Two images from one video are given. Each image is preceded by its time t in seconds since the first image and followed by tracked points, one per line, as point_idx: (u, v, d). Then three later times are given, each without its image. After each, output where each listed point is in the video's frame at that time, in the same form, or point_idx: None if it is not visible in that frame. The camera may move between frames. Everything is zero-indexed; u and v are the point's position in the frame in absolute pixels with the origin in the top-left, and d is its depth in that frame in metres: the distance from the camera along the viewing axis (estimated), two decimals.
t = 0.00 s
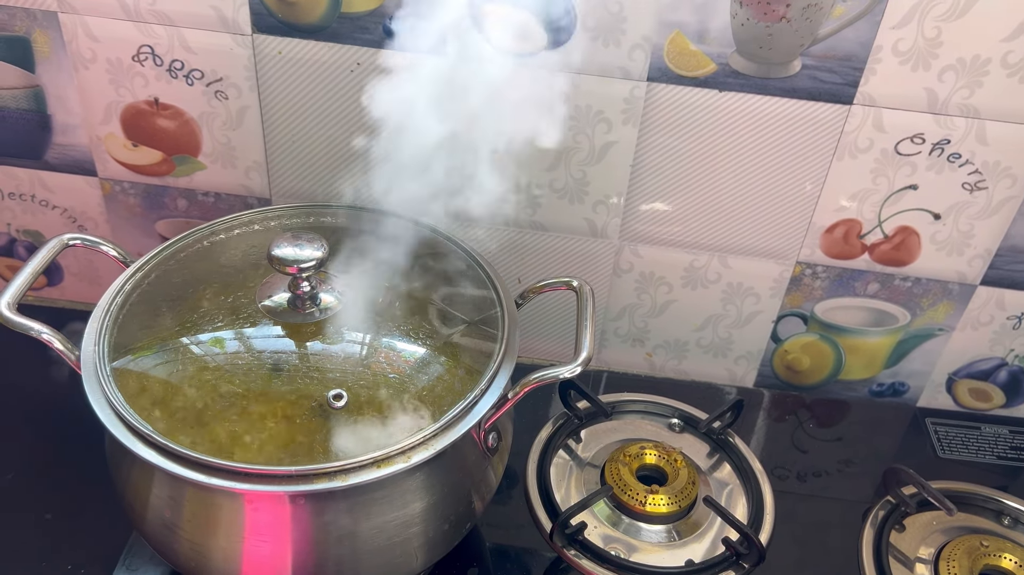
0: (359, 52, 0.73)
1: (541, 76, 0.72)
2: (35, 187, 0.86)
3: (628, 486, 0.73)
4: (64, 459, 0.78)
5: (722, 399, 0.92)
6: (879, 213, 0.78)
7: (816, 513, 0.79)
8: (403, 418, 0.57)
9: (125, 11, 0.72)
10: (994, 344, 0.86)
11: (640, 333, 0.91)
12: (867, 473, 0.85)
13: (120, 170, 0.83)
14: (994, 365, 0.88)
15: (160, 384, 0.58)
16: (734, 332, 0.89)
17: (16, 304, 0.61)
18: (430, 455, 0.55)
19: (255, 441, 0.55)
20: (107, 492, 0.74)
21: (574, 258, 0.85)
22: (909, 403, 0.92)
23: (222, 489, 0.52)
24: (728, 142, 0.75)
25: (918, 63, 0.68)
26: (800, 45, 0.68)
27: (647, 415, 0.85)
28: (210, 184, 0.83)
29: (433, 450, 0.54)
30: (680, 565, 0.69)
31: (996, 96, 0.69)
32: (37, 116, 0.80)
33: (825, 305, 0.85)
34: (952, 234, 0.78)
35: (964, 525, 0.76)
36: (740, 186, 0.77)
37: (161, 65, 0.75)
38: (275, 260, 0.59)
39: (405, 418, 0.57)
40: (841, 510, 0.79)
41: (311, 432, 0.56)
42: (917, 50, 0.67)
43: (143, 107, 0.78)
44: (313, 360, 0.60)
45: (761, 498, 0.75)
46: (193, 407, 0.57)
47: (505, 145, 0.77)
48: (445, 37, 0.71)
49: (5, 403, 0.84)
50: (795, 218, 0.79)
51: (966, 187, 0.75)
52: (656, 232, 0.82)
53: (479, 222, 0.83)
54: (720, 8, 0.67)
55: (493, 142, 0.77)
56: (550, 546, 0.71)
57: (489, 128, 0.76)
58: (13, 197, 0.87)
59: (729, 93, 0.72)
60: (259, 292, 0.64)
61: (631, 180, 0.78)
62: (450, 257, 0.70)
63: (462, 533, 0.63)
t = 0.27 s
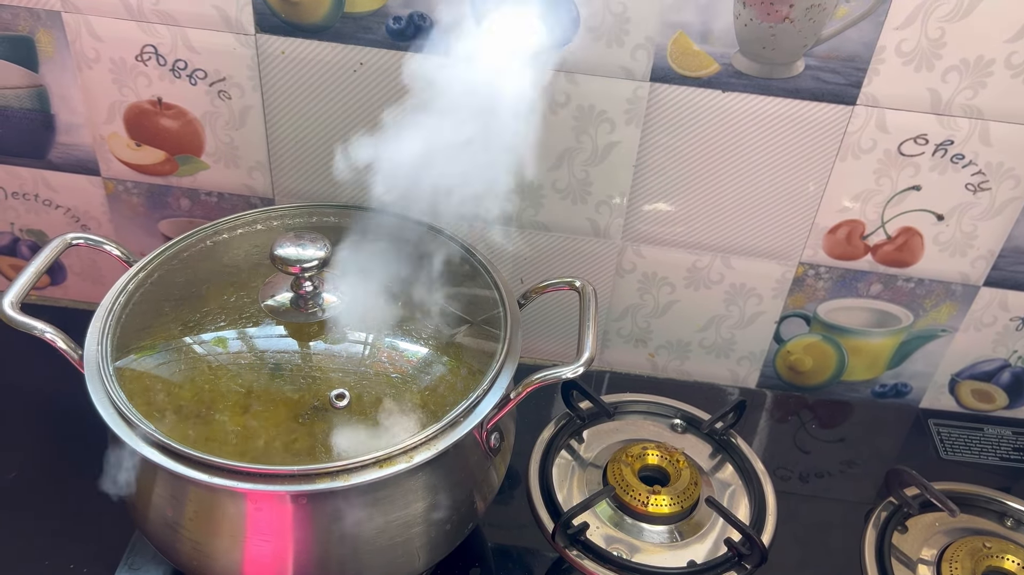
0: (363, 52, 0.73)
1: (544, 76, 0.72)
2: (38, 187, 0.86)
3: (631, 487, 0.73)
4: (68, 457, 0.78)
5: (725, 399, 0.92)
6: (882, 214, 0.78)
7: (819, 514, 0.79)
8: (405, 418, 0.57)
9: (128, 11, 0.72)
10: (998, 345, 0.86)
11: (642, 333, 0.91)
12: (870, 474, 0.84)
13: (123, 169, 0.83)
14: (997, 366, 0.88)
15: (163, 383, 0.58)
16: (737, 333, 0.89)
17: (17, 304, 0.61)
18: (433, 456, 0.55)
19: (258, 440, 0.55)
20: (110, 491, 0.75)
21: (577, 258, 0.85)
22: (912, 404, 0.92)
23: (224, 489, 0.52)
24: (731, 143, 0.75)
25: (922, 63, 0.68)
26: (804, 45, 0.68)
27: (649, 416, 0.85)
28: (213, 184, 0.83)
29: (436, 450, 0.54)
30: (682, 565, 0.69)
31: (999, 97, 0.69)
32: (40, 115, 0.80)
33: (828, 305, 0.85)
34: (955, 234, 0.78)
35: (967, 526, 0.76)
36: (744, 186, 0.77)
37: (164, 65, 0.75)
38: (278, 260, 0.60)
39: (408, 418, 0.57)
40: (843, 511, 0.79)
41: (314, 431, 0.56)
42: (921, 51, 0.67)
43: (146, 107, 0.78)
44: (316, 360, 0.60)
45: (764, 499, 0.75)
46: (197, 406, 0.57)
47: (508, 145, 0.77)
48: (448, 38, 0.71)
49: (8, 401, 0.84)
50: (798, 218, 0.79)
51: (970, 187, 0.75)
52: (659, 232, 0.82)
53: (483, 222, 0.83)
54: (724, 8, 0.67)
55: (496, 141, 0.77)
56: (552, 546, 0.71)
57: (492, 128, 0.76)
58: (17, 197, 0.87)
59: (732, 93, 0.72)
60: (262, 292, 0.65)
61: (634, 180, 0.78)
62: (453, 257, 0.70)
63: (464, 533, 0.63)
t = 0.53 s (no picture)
0: (365, 52, 0.73)
1: (546, 76, 0.72)
2: (40, 187, 0.86)
3: (633, 487, 0.73)
4: (70, 457, 0.78)
5: (727, 400, 0.92)
6: (884, 214, 0.78)
7: (821, 514, 0.79)
8: (408, 418, 0.57)
9: (131, 11, 0.72)
10: (1000, 346, 0.86)
11: (644, 333, 0.91)
12: (872, 475, 0.84)
13: (125, 169, 0.83)
14: (999, 367, 0.88)
15: (165, 383, 0.58)
16: (739, 334, 0.89)
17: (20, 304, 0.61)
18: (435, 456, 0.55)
19: (260, 441, 0.55)
20: (112, 491, 0.75)
21: (578, 258, 0.85)
22: (914, 405, 0.92)
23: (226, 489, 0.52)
24: (733, 143, 0.75)
25: (924, 64, 0.68)
26: (806, 46, 0.68)
27: (651, 416, 0.85)
28: (215, 184, 0.83)
29: (438, 451, 0.54)
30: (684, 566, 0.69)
31: (1002, 97, 0.69)
32: (43, 115, 0.80)
33: (831, 306, 0.85)
34: (958, 235, 0.78)
35: (969, 527, 0.76)
36: (746, 187, 0.77)
37: (167, 65, 0.75)
38: (280, 260, 0.60)
39: (410, 419, 0.57)
40: (845, 512, 0.79)
41: (316, 431, 0.56)
42: (923, 51, 0.67)
43: (148, 107, 0.78)
44: (318, 360, 0.60)
45: (766, 500, 0.75)
46: (200, 407, 0.57)
47: (510, 145, 0.77)
48: (450, 38, 0.71)
49: (10, 401, 0.84)
50: (800, 219, 0.79)
51: (972, 188, 0.75)
52: (661, 233, 0.82)
53: (484, 222, 0.83)
54: (726, 9, 0.67)
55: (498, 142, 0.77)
56: (554, 546, 0.71)
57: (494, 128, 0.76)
58: (19, 197, 0.87)
59: (734, 94, 0.72)
60: (264, 292, 0.65)
61: (636, 180, 0.78)
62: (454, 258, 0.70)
63: (466, 533, 0.63)
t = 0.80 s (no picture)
0: (365, 54, 0.73)
1: (546, 77, 0.72)
2: (41, 187, 0.86)
3: (633, 488, 0.73)
4: (70, 458, 0.78)
5: (727, 401, 0.92)
6: (885, 215, 0.78)
7: (822, 515, 0.79)
8: (408, 419, 0.57)
9: (131, 11, 0.72)
10: (1001, 347, 0.86)
11: (645, 334, 0.91)
12: (873, 476, 0.84)
13: (126, 170, 0.83)
14: (1000, 368, 0.88)
15: (165, 383, 0.58)
16: (740, 334, 0.89)
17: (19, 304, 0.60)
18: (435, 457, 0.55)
19: (260, 442, 0.55)
20: (112, 492, 0.75)
21: (579, 259, 0.85)
22: (915, 406, 0.92)
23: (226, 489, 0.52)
24: (733, 144, 0.75)
25: (925, 65, 0.68)
26: (807, 47, 0.68)
27: (652, 417, 0.85)
28: (216, 184, 0.83)
29: (438, 451, 0.54)
30: (685, 567, 0.69)
31: (1003, 98, 0.69)
32: (44, 115, 0.80)
33: (831, 307, 0.85)
34: (959, 236, 0.78)
35: (970, 528, 0.75)
36: (747, 187, 0.77)
37: (168, 65, 0.75)
38: (281, 261, 0.60)
39: (410, 420, 0.57)
40: (846, 513, 0.79)
41: (316, 432, 0.56)
42: (924, 52, 0.67)
43: (149, 107, 0.78)
44: (318, 360, 0.60)
45: (766, 500, 0.75)
46: (200, 407, 0.57)
47: (510, 146, 0.77)
48: (450, 39, 0.71)
49: (11, 401, 0.84)
50: (800, 220, 0.79)
51: (973, 189, 0.75)
52: (661, 233, 0.82)
53: (485, 223, 0.83)
54: (727, 10, 0.67)
55: (499, 143, 0.77)
56: (554, 547, 0.71)
57: (495, 128, 0.76)
58: (20, 197, 0.87)
59: (735, 94, 0.72)
60: (264, 292, 0.65)
61: (636, 181, 0.78)
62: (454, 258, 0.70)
63: (466, 533, 0.63)
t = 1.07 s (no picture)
0: (361, 57, 0.73)
1: (542, 80, 0.73)
2: (38, 191, 0.86)
3: (629, 489, 0.73)
4: (68, 462, 0.78)
5: (723, 403, 0.93)
6: (878, 217, 0.78)
7: (817, 516, 0.79)
8: (411, 410, 0.57)
9: (129, 16, 0.72)
10: (994, 347, 0.86)
11: (641, 336, 0.91)
12: (868, 476, 0.85)
13: (123, 174, 0.84)
14: (994, 368, 0.89)
15: (179, 365, 0.59)
16: (735, 336, 0.89)
17: (52, 275, 0.65)
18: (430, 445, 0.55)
19: (264, 423, 0.56)
20: (110, 495, 0.75)
21: (575, 261, 0.85)
22: (909, 407, 0.93)
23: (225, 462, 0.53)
24: (727, 147, 0.75)
25: (917, 67, 0.68)
26: (800, 50, 0.69)
27: (648, 419, 0.85)
28: (213, 188, 0.84)
29: (432, 439, 0.55)
30: (681, 567, 0.69)
31: (994, 100, 0.69)
32: (41, 120, 0.81)
33: (826, 308, 0.85)
34: (951, 237, 0.78)
35: (964, 527, 0.76)
36: (742, 187, 0.78)
37: (165, 69, 0.75)
38: (302, 248, 0.60)
39: (412, 409, 0.57)
40: (841, 513, 0.80)
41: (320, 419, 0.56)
42: (916, 55, 0.68)
43: (147, 112, 0.79)
44: (322, 344, 0.60)
45: (761, 501, 0.75)
46: (209, 389, 0.58)
47: (506, 147, 0.77)
48: (446, 43, 0.71)
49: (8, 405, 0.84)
50: (794, 222, 0.80)
51: (965, 191, 0.75)
52: (657, 235, 0.82)
53: (481, 225, 0.84)
54: (720, 13, 0.68)
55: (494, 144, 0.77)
56: (551, 547, 0.71)
57: (491, 130, 0.76)
58: (18, 202, 0.88)
59: (729, 96, 0.72)
60: (287, 278, 0.65)
61: (632, 184, 0.79)
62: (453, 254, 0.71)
63: (464, 524, 0.63)
